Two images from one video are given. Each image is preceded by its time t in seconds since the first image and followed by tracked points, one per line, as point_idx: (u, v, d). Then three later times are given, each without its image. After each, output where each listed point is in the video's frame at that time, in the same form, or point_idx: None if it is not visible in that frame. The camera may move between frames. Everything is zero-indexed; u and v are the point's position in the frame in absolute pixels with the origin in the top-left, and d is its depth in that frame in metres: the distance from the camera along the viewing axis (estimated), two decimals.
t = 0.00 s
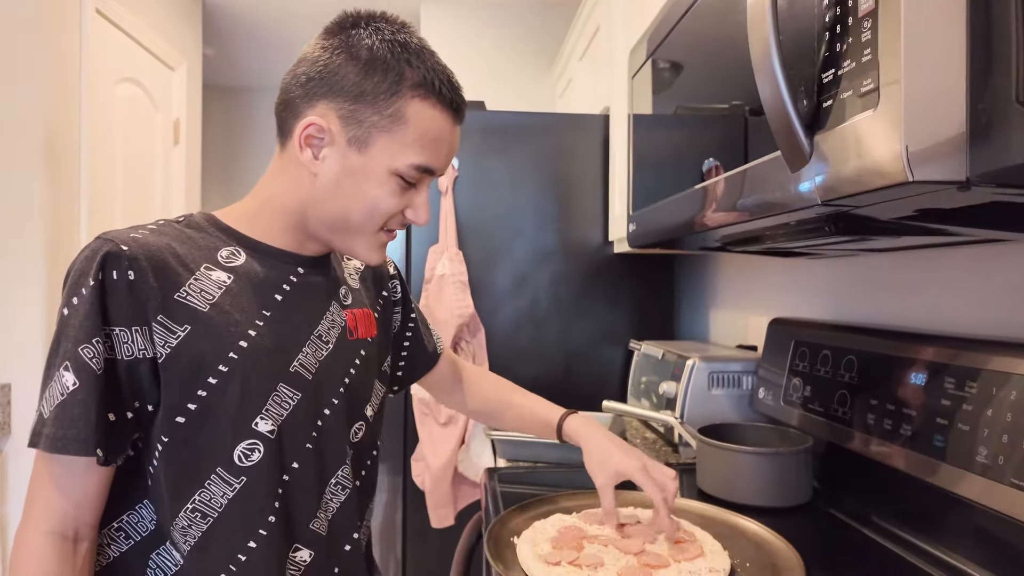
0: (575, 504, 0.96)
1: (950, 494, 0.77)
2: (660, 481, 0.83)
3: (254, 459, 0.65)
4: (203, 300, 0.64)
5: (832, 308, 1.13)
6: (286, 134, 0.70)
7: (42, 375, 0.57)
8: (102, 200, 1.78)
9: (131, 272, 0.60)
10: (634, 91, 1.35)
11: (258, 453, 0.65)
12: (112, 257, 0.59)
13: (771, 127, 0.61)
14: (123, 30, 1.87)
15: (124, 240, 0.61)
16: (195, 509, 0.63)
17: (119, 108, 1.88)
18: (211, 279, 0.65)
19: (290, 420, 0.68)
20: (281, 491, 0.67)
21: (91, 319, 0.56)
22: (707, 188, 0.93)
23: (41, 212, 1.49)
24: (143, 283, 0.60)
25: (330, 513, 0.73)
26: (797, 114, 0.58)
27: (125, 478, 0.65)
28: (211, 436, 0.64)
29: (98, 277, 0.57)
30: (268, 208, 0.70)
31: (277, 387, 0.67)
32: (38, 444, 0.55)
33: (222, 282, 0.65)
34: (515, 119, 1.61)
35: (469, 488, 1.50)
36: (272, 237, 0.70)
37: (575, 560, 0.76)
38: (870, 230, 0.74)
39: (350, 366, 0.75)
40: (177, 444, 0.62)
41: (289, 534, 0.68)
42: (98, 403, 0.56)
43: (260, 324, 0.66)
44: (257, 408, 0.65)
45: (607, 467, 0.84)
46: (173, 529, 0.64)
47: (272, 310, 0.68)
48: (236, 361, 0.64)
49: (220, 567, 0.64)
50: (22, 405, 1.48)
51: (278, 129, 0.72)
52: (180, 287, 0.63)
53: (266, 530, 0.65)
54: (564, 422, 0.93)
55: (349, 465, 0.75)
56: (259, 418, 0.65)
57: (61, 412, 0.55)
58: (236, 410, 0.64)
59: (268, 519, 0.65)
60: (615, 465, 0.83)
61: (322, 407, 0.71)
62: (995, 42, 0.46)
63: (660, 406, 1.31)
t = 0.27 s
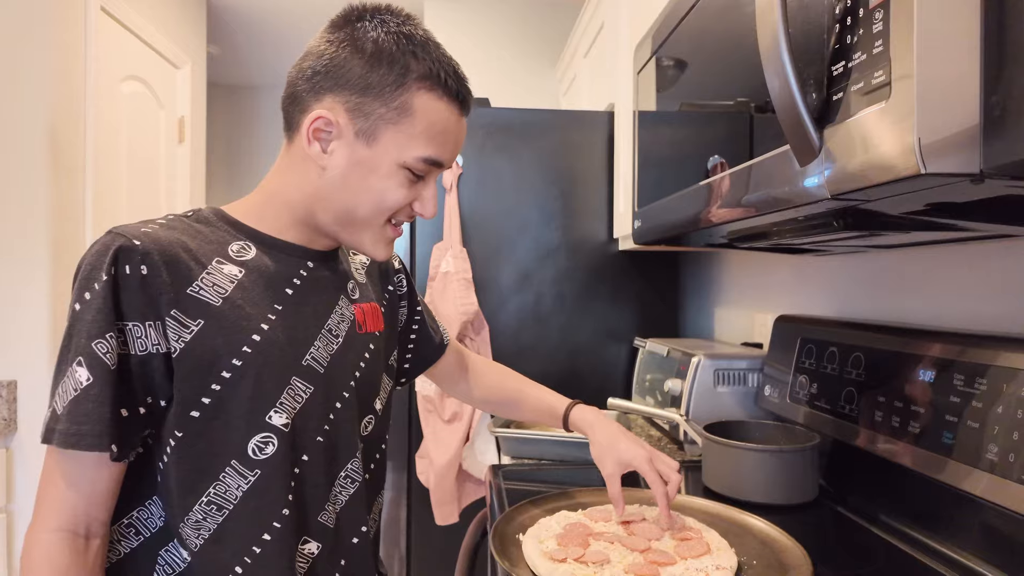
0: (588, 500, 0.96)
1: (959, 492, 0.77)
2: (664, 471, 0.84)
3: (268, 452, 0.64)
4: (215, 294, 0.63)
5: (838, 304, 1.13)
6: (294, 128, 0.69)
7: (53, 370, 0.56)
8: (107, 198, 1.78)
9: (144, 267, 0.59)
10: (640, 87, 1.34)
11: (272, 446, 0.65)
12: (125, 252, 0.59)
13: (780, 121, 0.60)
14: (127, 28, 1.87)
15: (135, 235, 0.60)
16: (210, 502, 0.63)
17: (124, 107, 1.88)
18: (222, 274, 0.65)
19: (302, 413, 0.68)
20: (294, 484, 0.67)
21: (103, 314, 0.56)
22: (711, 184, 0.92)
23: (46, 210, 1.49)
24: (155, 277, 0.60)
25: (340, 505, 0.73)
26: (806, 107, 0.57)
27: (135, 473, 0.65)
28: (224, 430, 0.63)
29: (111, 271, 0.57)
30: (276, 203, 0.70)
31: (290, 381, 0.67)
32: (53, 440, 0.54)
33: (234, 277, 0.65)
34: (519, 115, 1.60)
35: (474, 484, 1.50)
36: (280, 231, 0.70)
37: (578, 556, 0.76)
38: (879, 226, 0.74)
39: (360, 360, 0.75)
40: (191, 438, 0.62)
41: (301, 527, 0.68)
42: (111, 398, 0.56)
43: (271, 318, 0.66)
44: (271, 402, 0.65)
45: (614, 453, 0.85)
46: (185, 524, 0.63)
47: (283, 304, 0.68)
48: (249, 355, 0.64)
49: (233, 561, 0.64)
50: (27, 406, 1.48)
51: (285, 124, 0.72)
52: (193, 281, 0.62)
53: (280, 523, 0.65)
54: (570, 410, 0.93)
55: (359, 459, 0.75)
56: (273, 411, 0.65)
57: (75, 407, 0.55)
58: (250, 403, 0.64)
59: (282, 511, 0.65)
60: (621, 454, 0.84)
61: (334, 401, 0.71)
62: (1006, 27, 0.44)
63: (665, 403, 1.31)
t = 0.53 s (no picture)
0: (590, 499, 0.96)
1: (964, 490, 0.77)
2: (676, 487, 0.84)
3: (272, 448, 0.64)
4: (220, 291, 0.63)
5: (842, 303, 1.12)
6: (298, 125, 0.69)
7: (60, 365, 0.56)
8: (111, 198, 1.79)
9: (150, 262, 0.60)
10: (643, 85, 1.34)
11: (276, 442, 0.65)
12: (131, 247, 0.59)
13: (786, 119, 0.60)
14: (130, 27, 1.87)
15: (141, 230, 0.60)
16: (214, 498, 0.63)
17: (128, 107, 1.89)
18: (228, 271, 0.65)
19: (306, 410, 0.68)
20: (298, 481, 0.67)
21: (110, 309, 0.56)
22: (716, 183, 0.92)
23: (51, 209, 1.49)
24: (161, 273, 0.60)
25: (346, 503, 0.73)
26: (811, 104, 0.57)
27: (141, 469, 0.65)
28: (228, 426, 0.63)
29: (117, 267, 0.57)
30: (281, 201, 0.70)
31: (294, 377, 0.67)
32: (59, 434, 0.54)
33: (240, 274, 0.65)
34: (522, 113, 1.60)
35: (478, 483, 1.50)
36: (284, 229, 0.70)
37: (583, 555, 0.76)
38: (885, 224, 0.73)
39: (364, 358, 0.75)
40: (195, 434, 0.62)
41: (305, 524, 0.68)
42: (117, 392, 0.56)
43: (276, 314, 0.66)
44: (274, 398, 0.65)
45: (625, 468, 0.84)
46: (188, 520, 0.63)
47: (288, 301, 0.68)
48: (253, 351, 0.64)
49: (237, 558, 0.64)
50: (33, 404, 1.48)
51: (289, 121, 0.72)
52: (198, 277, 0.62)
53: (283, 520, 0.65)
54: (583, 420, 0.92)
55: (364, 457, 0.75)
56: (276, 407, 0.65)
57: (81, 401, 0.55)
58: (253, 400, 0.64)
59: (285, 507, 0.65)
60: (633, 470, 0.83)
61: (338, 398, 0.71)
62: (1013, 19, 0.44)
63: (669, 401, 1.31)
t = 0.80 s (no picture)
0: (593, 496, 0.96)
1: (967, 487, 0.77)
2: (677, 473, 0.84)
3: (275, 442, 0.65)
4: (225, 285, 0.64)
5: (845, 300, 1.12)
6: (302, 121, 0.70)
7: (70, 358, 0.57)
8: (115, 196, 1.79)
9: (156, 257, 0.60)
10: (645, 82, 1.34)
11: (278, 436, 0.65)
12: (137, 241, 0.59)
13: (790, 116, 0.60)
14: (133, 25, 1.87)
15: (148, 226, 0.61)
16: (217, 491, 0.63)
17: (132, 105, 1.90)
18: (233, 266, 0.65)
19: (310, 405, 0.68)
20: (300, 475, 0.67)
21: (116, 302, 0.57)
22: (716, 180, 0.92)
23: (55, 207, 1.49)
24: (166, 267, 0.61)
25: (351, 498, 0.73)
26: (814, 100, 0.57)
27: (148, 462, 0.65)
28: (232, 420, 0.64)
29: (123, 261, 0.58)
30: (286, 197, 0.70)
31: (298, 372, 0.67)
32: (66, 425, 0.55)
33: (244, 269, 0.65)
34: (525, 110, 1.60)
35: (480, 482, 1.51)
36: (289, 226, 0.70)
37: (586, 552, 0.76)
38: (888, 221, 0.73)
39: (368, 355, 0.75)
40: (200, 427, 0.62)
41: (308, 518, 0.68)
42: (122, 383, 0.56)
43: (281, 309, 0.67)
44: (278, 392, 0.65)
45: (620, 448, 0.84)
46: (193, 513, 0.63)
47: (293, 297, 0.68)
48: (258, 345, 0.64)
49: (240, 551, 0.64)
50: (37, 400, 1.49)
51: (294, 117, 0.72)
52: (203, 272, 0.63)
53: (286, 514, 0.65)
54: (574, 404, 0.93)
55: (368, 453, 0.75)
56: (280, 401, 0.65)
57: (87, 392, 0.55)
58: (257, 394, 0.64)
59: (288, 501, 0.65)
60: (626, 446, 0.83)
61: (342, 393, 0.71)
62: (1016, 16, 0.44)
63: (671, 399, 1.31)
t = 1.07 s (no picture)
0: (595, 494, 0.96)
1: (971, 485, 0.77)
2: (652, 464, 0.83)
3: (280, 440, 0.65)
4: (231, 284, 0.64)
5: (848, 299, 1.12)
6: (308, 121, 0.70)
7: (78, 355, 0.57)
8: (118, 194, 1.79)
9: (163, 255, 0.60)
10: (648, 81, 1.34)
11: (284, 434, 0.65)
12: (145, 240, 0.59)
13: (793, 114, 0.60)
14: (136, 24, 1.87)
15: (155, 224, 0.61)
16: (223, 489, 0.63)
17: (135, 104, 1.90)
18: (239, 265, 0.65)
19: (315, 403, 0.68)
20: (304, 473, 0.67)
21: (125, 299, 0.57)
22: (717, 179, 0.93)
23: (57, 206, 1.50)
24: (174, 266, 0.61)
25: (355, 497, 0.74)
26: (818, 99, 0.57)
27: (153, 459, 0.66)
28: (237, 418, 0.64)
29: (132, 259, 0.58)
30: (291, 196, 0.71)
31: (302, 371, 0.67)
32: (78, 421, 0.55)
33: (250, 267, 0.66)
34: (528, 109, 1.60)
35: (482, 480, 1.51)
36: (294, 225, 0.70)
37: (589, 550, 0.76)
38: (891, 219, 0.73)
39: (373, 353, 0.76)
40: (206, 425, 0.63)
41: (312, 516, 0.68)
42: (131, 380, 0.57)
43: (286, 308, 0.67)
44: (282, 391, 0.65)
45: (610, 463, 0.80)
46: (200, 509, 0.64)
47: (298, 296, 0.68)
48: (263, 343, 0.64)
49: (246, 547, 0.64)
50: (41, 398, 1.49)
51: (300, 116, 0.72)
52: (209, 271, 0.63)
53: (290, 513, 0.65)
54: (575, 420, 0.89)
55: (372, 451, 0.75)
56: (285, 400, 0.65)
57: (98, 389, 0.55)
58: (263, 392, 0.64)
59: (292, 499, 0.65)
60: (618, 464, 0.79)
61: (346, 392, 0.72)
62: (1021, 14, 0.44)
63: (673, 398, 1.31)
